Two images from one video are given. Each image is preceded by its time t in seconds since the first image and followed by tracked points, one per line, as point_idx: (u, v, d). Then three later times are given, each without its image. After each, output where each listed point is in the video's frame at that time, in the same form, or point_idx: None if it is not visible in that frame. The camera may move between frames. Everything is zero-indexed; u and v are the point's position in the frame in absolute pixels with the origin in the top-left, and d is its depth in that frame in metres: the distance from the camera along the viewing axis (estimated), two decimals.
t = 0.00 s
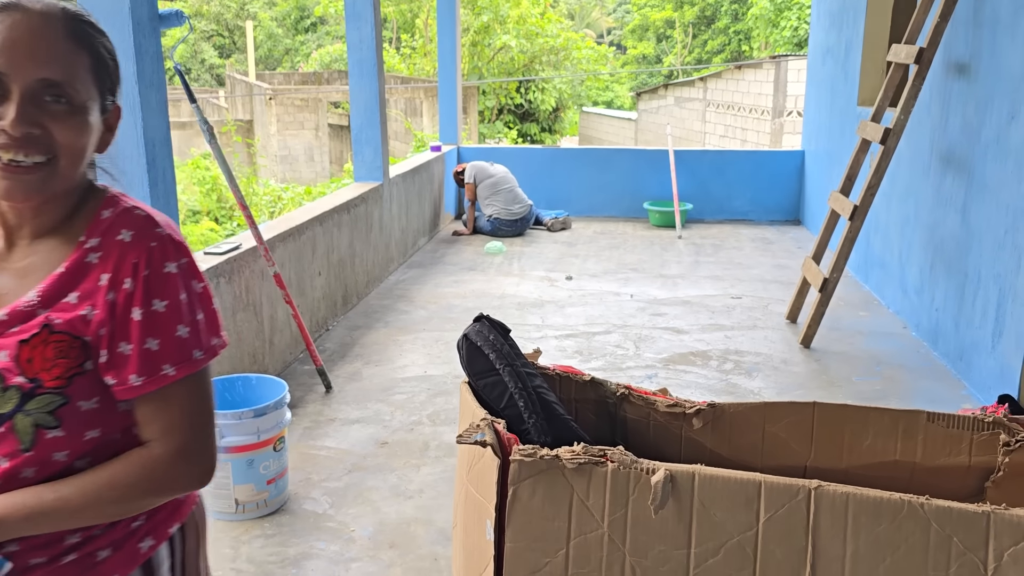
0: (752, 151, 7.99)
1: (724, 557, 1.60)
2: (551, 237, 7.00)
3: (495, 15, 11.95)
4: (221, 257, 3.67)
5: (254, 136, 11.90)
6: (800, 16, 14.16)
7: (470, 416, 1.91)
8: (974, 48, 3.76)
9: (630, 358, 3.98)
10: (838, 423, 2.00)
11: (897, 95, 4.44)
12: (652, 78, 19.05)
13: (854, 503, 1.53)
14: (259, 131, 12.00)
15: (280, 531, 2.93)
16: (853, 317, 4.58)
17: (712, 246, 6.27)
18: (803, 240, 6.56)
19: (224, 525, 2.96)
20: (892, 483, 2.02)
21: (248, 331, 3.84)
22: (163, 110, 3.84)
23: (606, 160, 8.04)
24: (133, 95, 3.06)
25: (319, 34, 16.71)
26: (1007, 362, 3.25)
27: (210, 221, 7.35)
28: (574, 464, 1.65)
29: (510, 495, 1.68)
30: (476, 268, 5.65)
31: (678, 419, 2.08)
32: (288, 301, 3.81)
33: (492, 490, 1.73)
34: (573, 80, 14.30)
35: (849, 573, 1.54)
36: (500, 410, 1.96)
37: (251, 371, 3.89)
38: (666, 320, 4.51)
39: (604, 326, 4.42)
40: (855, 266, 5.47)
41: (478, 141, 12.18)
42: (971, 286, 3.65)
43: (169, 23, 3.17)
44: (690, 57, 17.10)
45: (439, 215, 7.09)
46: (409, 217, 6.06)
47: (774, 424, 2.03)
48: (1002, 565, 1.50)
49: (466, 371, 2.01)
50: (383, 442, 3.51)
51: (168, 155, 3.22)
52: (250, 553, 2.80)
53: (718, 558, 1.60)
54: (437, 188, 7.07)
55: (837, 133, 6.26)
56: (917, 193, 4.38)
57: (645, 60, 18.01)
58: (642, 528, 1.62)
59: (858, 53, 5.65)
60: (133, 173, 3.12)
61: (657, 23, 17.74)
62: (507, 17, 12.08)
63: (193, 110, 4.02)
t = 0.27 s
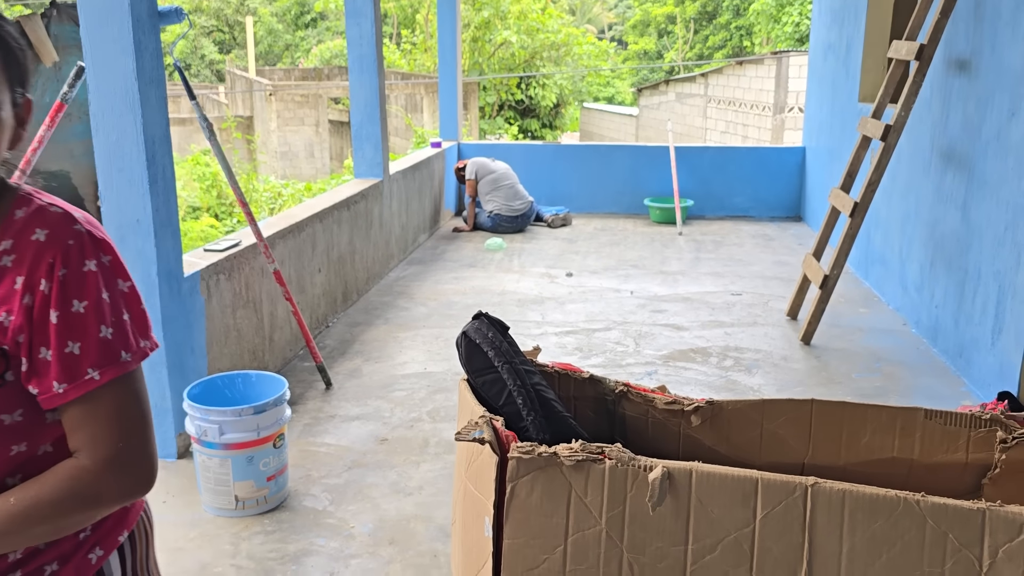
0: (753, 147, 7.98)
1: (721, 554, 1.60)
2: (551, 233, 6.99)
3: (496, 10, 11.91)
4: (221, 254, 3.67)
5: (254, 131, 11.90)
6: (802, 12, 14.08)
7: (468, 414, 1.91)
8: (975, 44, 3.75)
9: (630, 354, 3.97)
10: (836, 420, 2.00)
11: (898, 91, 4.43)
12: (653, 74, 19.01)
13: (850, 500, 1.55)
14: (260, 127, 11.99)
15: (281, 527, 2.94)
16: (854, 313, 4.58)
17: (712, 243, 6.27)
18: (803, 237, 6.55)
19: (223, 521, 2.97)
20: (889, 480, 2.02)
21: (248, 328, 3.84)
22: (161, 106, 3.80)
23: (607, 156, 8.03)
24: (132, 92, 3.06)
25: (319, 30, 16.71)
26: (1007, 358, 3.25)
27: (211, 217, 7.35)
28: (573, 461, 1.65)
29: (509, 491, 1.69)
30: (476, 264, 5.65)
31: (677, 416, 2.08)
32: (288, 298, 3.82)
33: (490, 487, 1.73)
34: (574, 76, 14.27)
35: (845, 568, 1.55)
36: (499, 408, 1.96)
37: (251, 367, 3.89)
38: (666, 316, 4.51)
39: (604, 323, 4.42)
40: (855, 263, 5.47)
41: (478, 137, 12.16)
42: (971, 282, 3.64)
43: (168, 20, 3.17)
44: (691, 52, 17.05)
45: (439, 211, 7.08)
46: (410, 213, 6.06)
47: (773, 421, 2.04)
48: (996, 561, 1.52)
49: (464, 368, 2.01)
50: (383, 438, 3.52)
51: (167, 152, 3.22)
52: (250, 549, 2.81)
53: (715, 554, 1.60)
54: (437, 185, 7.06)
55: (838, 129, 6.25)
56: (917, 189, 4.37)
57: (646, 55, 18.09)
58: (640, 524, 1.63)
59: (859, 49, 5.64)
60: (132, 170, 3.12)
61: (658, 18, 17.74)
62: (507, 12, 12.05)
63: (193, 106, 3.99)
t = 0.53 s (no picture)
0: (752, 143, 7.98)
1: (715, 543, 1.62)
2: (551, 229, 7.00)
3: (497, 6, 11.90)
4: (221, 249, 3.69)
5: (254, 128, 11.92)
6: (802, 7, 14.01)
7: (464, 405, 1.93)
8: (974, 39, 3.75)
9: (629, 349, 3.98)
10: (831, 411, 2.01)
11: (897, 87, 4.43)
12: (654, 70, 18.99)
13: (842, 489, 1.57)
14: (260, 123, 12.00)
15: (280, 520, 2.95)
16: (852, 308, 4.59)
17: (711, 239, 6.27)
18: (803, 232, 6.55)
19: (223, 514, 2.98)
20: (884, 472, 2.03)
21: (248, 322, 3.86)
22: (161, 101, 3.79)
23: (607, 152, 8.04)
24: (131, 86, 3.07)
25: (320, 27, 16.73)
26: (1004, 353, 3.26)
27: (211, 214, 7.36)
28: (567, 452, 1.67)
29: (504, 481, 1.71)
30: (476, 260, 5.66)
31: (672, 408, 2.10)
32: (288, 293, 3.83)
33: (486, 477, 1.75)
34: (574, 72, 14.26)
35: (837, 557, 1.57)
36: (495, 399, 1.97)
37: (251, 362, 3.91)
38: (665, 311, 4.52)
39: (603, 318, 4.43)
40: (854, 258, 5.48)
41: (479, 133, 12.16)
42: (968, 277, 3.65)
43: (167, 15, 3.18)
44: (692, 49, 17.00)
45: (439, 207, 7.09)
46: (409, 209, 6.07)
47: (767, 413, 2.05)
48: (987, 549, 1.53)
49: (461, 359, 2.02)
50: (382, 432, 3.53)
51: (166, 147, 3.23)
52: (250, 542, 2.82)
53: (708, 543, 1.62)
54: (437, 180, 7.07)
55: (837, 125, 6.25)
56: (916, 184, 4.38)
57: (647, 52, 18.09)
58: (634, 513, 1.65)
59: (859, 44, 5.64)
60: (131, 165, 3.13)
61: (659, 15, 17.75)
62: (507, 8, 12.02)
63: (193, 102, 3.97)
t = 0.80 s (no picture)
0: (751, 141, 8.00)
1: (705, 533, 1.64)
2: (550, 226, 7.03)
3: (497, 5, 11.90)
4: (221, 245, 3.72)
5: (256, 126, 11.96)
6: (802, 6, 13.93)
7: (459, 397, 1.96)
8: (970, 37, 3.77)
9: (626, 345, 4.01)
10: (822, 404, 2.04)
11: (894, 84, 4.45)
12: (655, 69, 19.00)
13: (829, 480, 1.59)
14: (262, 121, 12.05)
15: (279, 514, 2.98)
16: (849, 305, 4.61)
17: (710, 236, 6.30)
18: (801, 230, 6.57)
19: (223, 507, 3.01)
20: (874, 464, 2.05)
21: (248, 318, 3.89)
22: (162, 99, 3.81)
23: (607, 150, 8.06)
24: (132, 83, 3.09)
25: (322, 25, 16.78)
26: (998, 349, 3.28)
27: (213, 211, 7.39)
28: (559, 443, 1.70)
29: (498, 472, 1.75)
30: (475, 257, 5.68)
31: (665, 401, 2.13)
32: (288, 289, 3.86)
33: (480, 469, 1.79)
34: (574, 70, 14.28)
35: (825, 546, 1.59)
36: (490, 391, 2.00)
37: (250, 357, 3.94)
38: (663, 308, 4.54)
39: (601, 314, 4.45)
40: (851, 255, 5.49)
41: (479, 131, 12.19)
42: (964, 274, 3.67)
43: (167, 13, 3.21)
44: (692, 47, 16.99)
45: (439, 204, 7.12)
46: (409, 206, 6.10)
47: (759, 407, 2.08)
48: (973, 539, 1.55)
49: (456, 353, 2.05)
50: (381, 427, 3.55)
51: (166, 143, 3.26)
52: (249, 535, 2.85)
53: (698, 533, 1.65)
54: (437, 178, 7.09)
55: (835, 122, 6.27)
56: (912, 182, 4.40)
57: (647, 50, 18.11)
58: (625, 503, 1.68)
59: (857, 43, 5.66)
60: (132, 161, 3.16)
61: (660, 14, 17.79)
62: (508, 7, 11.98)
63: (193, 99, 3.98)
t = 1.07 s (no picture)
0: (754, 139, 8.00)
1: (702, 528, 1.67)
2: (554, 225, 7.04)
3: (501, 4, 11.91)
4: (226, 243, 3.75)
5: (261, 124, 11.99)
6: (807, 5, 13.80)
7: (461, 394, 1.98)
8: (971, 36, 3.78)
9: (628, 343, 4.03)
10: (820, 402, 2.06)
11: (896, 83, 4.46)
12: (659, 67, 19.00)
13: (825, 476, 1.61)
14: (266, 119, 12.09)
15: (283, 509, 3.01)
16: (851, 303, 4.62)
17: (713, 234, 6.31)
18: (803, 228, 6.58)
19: (227, 503, 3.04)
20: (872, 462, 2.07)
21: (253, 316, 3.92)
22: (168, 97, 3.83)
23: (610, 148, 8.07)
24: (138, 83, 3.12)
25: (327, 24, 16.82)
26: (999, 348, 3.30)
27: (217, 208, 7.41)
28: (559, 439, 1.73)
29: (498, 468, 1.78)
30: (479, 255, 5.70)
31: (665, 398, 2.15)
32: (292, 286, 3.89)
33: (481, 464, 1.82)
34: (578, 69, 14.28)
35: (820, 542, 1.61)
36: (491, 388, 2.02)
37: (255, 354, 3.97)
38: (665, 306, 4.56)
39: (603, 312, 4.47)
40: (853, 254, 5.51)
41: (483, 130, 12.19)
42: (965, 273, 3.69)
43: (173, 12, 3.24)
44: (696, 46, 16.94)
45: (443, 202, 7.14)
46: (413, 205, 6.12)
47: (757, 404, 2.10)
48: (966, 535, 1.57)
49: (458, 350, 2.08)
50: (384, 424, 3.58)
51: (172, 142, 3.29)
52: (253, 530, 2.88)
53: (696, 529, 1.67)
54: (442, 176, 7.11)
55: (838, 121, 6.27)
56: (914, 181, 4.41)
57: (651, 49, 18.10)
58: (623, 499, 1.70)
59: (860, 42, 5.67)
60: (138, 160, 3.19)
61: (664, 12, 17.80)
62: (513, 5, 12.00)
63: (198, 98, 4.00)
